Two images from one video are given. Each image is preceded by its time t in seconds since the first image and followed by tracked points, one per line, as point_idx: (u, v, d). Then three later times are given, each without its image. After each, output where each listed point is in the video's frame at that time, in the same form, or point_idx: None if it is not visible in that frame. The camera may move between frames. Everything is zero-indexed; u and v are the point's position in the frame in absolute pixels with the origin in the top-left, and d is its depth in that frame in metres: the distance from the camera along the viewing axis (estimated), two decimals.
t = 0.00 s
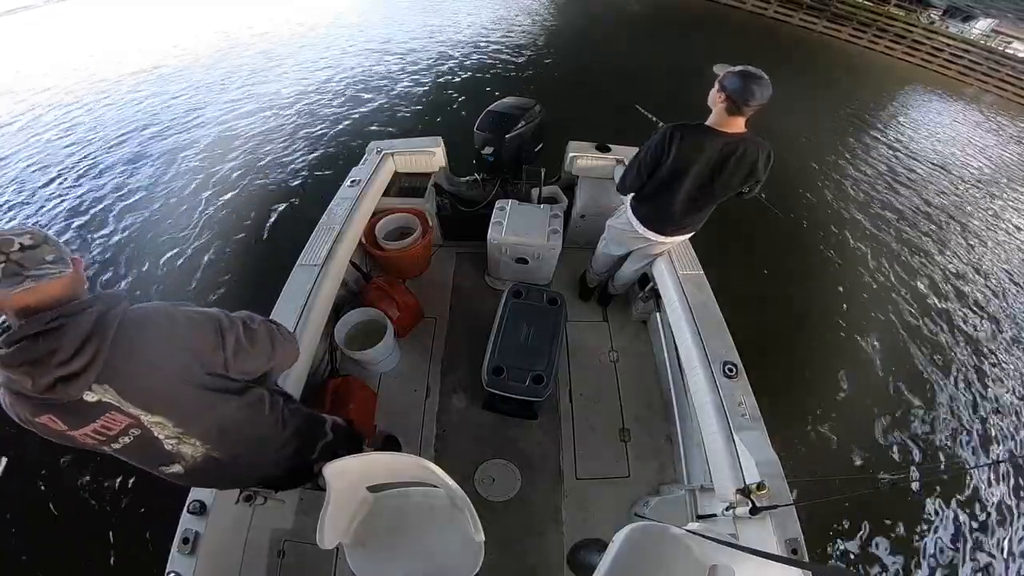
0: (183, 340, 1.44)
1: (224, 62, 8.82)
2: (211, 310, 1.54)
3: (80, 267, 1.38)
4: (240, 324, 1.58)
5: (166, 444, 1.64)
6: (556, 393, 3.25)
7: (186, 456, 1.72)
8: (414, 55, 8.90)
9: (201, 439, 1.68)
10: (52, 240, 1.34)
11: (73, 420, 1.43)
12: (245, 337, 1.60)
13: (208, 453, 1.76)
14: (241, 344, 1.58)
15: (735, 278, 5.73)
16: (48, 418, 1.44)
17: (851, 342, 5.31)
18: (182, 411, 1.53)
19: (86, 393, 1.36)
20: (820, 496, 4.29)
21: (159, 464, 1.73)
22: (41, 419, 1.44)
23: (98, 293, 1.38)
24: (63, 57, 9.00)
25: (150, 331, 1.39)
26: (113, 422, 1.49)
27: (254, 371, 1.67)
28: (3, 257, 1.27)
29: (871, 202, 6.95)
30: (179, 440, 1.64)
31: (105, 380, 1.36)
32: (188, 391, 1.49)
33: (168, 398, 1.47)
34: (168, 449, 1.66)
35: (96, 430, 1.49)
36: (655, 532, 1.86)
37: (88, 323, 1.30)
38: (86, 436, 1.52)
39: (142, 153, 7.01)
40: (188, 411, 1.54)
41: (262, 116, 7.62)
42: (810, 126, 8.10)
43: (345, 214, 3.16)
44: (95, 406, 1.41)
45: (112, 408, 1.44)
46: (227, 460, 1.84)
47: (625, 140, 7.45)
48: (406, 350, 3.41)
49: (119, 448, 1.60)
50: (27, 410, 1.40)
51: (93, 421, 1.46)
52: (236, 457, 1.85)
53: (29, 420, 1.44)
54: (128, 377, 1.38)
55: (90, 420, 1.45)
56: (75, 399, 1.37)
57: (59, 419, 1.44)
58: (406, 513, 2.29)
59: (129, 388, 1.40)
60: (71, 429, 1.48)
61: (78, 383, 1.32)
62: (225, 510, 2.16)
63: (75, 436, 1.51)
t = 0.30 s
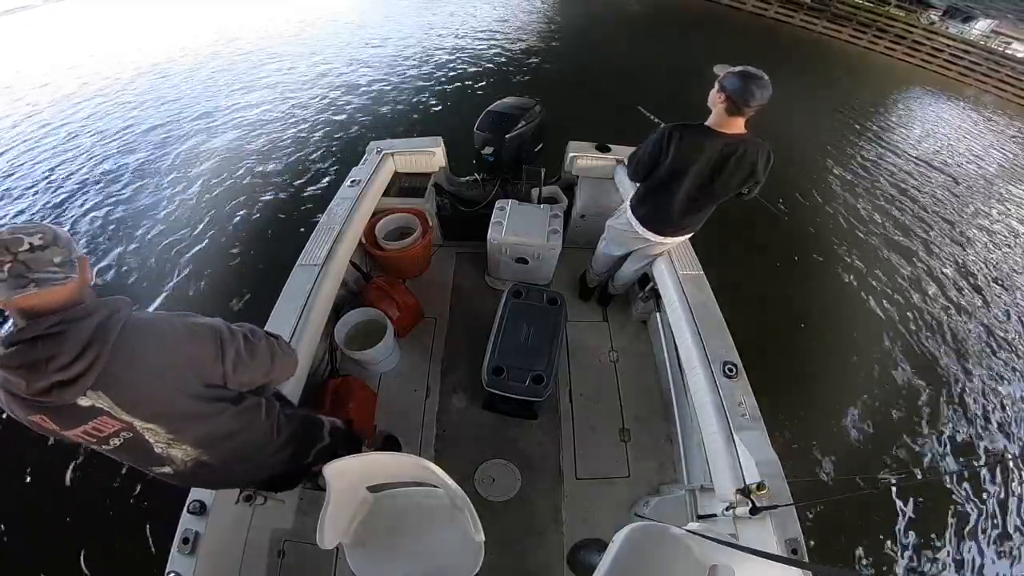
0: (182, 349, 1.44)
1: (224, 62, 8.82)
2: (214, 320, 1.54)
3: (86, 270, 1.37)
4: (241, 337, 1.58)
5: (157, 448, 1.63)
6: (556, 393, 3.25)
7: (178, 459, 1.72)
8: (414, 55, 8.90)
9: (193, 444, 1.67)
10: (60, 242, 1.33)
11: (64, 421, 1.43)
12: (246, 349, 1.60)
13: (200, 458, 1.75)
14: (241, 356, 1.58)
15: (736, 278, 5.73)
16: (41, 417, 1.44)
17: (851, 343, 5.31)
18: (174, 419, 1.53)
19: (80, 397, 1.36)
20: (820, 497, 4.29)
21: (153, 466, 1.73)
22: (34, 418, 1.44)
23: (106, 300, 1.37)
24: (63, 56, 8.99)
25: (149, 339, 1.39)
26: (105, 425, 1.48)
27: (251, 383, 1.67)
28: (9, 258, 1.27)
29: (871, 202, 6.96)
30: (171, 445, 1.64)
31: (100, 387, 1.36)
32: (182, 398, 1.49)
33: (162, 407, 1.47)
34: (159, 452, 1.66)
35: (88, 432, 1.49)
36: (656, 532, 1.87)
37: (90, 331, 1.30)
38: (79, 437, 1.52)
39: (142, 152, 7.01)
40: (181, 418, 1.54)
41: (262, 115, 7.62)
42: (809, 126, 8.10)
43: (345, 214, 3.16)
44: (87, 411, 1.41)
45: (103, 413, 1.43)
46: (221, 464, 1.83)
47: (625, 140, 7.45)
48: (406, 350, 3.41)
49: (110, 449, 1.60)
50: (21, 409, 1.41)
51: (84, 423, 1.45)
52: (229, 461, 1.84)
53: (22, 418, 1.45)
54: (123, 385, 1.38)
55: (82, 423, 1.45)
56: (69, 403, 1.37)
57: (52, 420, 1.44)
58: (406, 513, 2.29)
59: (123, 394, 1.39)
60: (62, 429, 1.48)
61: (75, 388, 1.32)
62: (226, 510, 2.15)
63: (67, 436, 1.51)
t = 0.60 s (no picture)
0: (174, 358, 1.43)
1: (224, 62, 8.81)
2: (209, 329, 1.52)
3: (82, 275, 1.33)
4: (236, 348, 1.56)
5: (151, 450, 1.65)
6: (556, 393, 3.25)
7: (172, 462, 1.73)
8: (414, 55, 8.90)
9: (184, 450, 1.67)
10: (55, 245, 1.29)
11: (59, 423, 1.46)
12: (241, 361, 1.58)
13: (194, 461, 1.75)
14: (235, 368, 1.56)
15: (736, 279, 5.73)
16: (37, 418, 1.46)
17: (851, 342, 5.31)
18: (167, 424, 1.53)
19: (72, 403, 1.38)
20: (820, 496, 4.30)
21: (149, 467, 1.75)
22: (30, 418, 1.47)
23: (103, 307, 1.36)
24: (63, 56, 9.00)
25: (142, 346, 1.39)
26: (98, 428, 1.50)
27: (244, 395, 1.65)
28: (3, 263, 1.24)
29: (871, 202, 6.96)
30: (164, 450, 1.65)
31: (92, 394, 1.37)
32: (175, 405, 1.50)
33: (154, 413, 1.48)
34: (153, 455, 1.67)
35: (82, 434, 1.51)
36: (656, 532, 1.87)
37: (81, 341, 1.30)
38: (76, 438, 1.54)
39: (141, 153, 7.01)
40: (173, 424, 1.55)
41: (262, 115, 7.62)
42: (809, 126, 8.10)
43: (345, 214, 3.16)
44: (80, 414, 1.42)
45: (96, 417, 1.45)
46: (216, 467, 1.84)
47: (625, 140, 7.45)
48: (405, 350, 3.41)
49: (107, 450, 1.62)
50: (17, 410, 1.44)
51: (77, 426, 1.47)
52: (225, 463, 1.84)
53: (20, 419, 1.48)
54: (113, 390, 1.38)
55: (75, 426, 1.47)
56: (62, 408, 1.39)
57: (47, 422, 1.46)
58: (405, 513, 2.29)
59: (115, 401, 1.40)
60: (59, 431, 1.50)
61: (65, 395, 1.33)
62: (226, 510, 2.15)
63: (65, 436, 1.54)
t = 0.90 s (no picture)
0: (172, 364, 1.43)
1: (226, 63, 8.82)
2: (206, 336, 1.51)
3: (71, 282, 1.35)
4: (235, 353, 1.56)
5: (152, 455, 1.64)
6: (556, 393, 3.25)
7: (174, 465, 1.73)
8: (415, 56, 8.89)
9: (187, 454, 1.68)
10: (41, 253, 1.31)
11: (59, 432, 1.46)
12: (240, 366, 1.58)
13: (196, 464, 1.76)
14: (233, 373, 1.56)
15: (737, 278, 5.72)
16: (37, 427, 1.46)
17: (853, 342, 5.31)
18: (167, 429, 1.54)
19: (71, 413, 1.38)
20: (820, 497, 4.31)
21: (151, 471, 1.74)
22: (31, 426, 1.47)
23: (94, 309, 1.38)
24: (64, 56, 8.99)
25: (140, 353, 1.40)
26: (99, 434, 1.51)
27: (244, 399, 1.65)
28: None
29: (872, 202, 6.96)
30: (167, 455, 1.66)
31: (91, 402, 1.37)
32: (173, 410, 1.50)
33: (154, 419, 1.49)
34: (155, 459, 1.67)
35: (83, 440, 1.52)
36: (656, 533, 1.90)
37: (76, 346, 1.31)
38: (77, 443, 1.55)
39: (142, 152, 7.01)
40: (172, 428, 1.55)
41: (264, 116, 7.61)
42: (811, 126, 8.10)
43: (345, 214, 3.16)
44: (79, 422, 1.42)
45: (96, 425, 1.45)
46: (218, 469, 1.84)
47: (626, 140, 7.44)
48: (406, 350, 3.41)
49: (110, 455, 1.63)
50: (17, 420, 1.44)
51: (77, 434, 1.48)
52: (227, 465, 1.85)
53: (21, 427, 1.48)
54: (111, 397, 1.39)
55: (75, 433, 1.47)
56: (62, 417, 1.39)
57: (46, 430, 1.46)
58: (405, 513, 2.29)
59: (114, 409, 1.41)
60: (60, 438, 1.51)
61: (63, 405, 1.33)
62: (226, 509, 2.15)
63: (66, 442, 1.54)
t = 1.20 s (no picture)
0: (174, 365, 1.43)
1: (226, 63, 8.82)
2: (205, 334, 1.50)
3: (66, 287, 1.34)
4: (238, 349, 1.56)
5: (159, 458, 1.67)
6: (555, 393, 3.25)
7: (180, 468, 1.75)
8: (416, 55, 8.89)
9: (195, 457, 1.70)
10: (32, 260, 1.26)
11: (68, 436, 1.48)
12: (243, 361, 1.58)
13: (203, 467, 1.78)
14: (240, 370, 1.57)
15: (738, 278, 5.72)
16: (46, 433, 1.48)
17: (853, 342, 5.31)
18: (174, 430, 1.56)
19: (80, 418, 1.39)
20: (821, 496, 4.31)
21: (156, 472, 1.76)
22: (40, 432, 1.48)
23: (93, 314, 1.37)
24: (64, 57, 8.99)
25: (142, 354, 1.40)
26: (109, 438, 1.53)
27: (251, 395, 1.66)
28: None
29: (873, 202, 6.96)
30: (176, 459, 1.69)
31: (100, 407, 1.38)
32: (179, 412, 1.51)
33: (162, 421, 1.50)
34: (162, 461, 1.69)
35: (92, 445, 1.54)
36: (655, 533, 1.90)
37: (80, 353, 1.31)
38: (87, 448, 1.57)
39: (141, 153, 7.01)
40: (179, 429, 1.56)
41: (264, 116, 7.61)
42: (811, 125, 8.10)
43: (345, 215, 3.16)
44: (85, 428, 1.44)
45: (105, 429, 1.47)
46: (224, 470, 1.85)
47: (626, 140, 7.44)
48: (406, 350, 3.42)
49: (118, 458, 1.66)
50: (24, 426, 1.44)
51: (87, 438, 1.50)
52: (231, 467, 1.86)
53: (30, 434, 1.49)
54: (115, 402, 1.39)
55: (85, 438, 1.49)
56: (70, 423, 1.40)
57: (55, 437, 1.48)
58: (405, 513, 2.29)
59: (122, 413, 1.42)
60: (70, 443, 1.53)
61: (70, 412, 1.33)
62: (226, 509, 2.15)
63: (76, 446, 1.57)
